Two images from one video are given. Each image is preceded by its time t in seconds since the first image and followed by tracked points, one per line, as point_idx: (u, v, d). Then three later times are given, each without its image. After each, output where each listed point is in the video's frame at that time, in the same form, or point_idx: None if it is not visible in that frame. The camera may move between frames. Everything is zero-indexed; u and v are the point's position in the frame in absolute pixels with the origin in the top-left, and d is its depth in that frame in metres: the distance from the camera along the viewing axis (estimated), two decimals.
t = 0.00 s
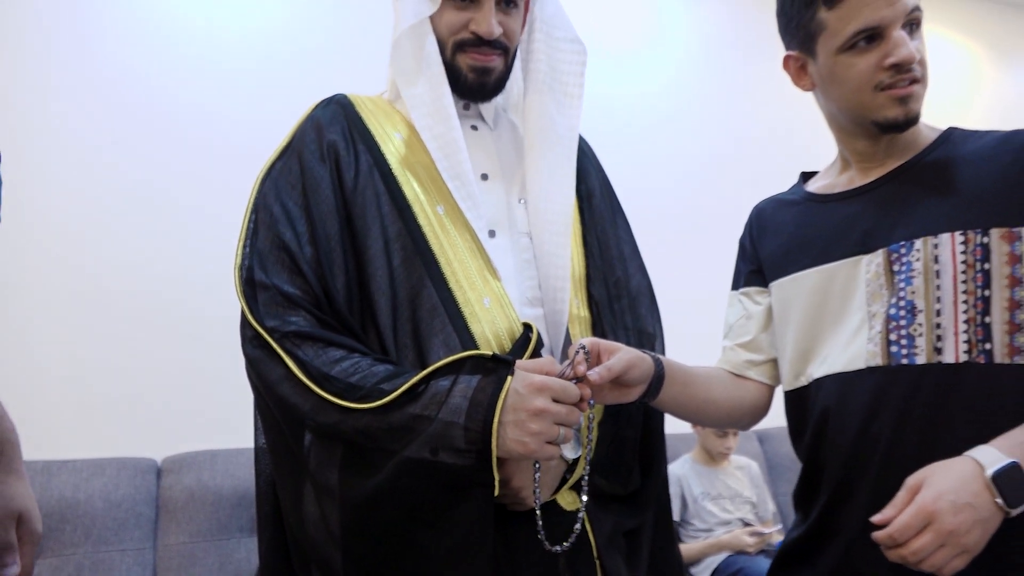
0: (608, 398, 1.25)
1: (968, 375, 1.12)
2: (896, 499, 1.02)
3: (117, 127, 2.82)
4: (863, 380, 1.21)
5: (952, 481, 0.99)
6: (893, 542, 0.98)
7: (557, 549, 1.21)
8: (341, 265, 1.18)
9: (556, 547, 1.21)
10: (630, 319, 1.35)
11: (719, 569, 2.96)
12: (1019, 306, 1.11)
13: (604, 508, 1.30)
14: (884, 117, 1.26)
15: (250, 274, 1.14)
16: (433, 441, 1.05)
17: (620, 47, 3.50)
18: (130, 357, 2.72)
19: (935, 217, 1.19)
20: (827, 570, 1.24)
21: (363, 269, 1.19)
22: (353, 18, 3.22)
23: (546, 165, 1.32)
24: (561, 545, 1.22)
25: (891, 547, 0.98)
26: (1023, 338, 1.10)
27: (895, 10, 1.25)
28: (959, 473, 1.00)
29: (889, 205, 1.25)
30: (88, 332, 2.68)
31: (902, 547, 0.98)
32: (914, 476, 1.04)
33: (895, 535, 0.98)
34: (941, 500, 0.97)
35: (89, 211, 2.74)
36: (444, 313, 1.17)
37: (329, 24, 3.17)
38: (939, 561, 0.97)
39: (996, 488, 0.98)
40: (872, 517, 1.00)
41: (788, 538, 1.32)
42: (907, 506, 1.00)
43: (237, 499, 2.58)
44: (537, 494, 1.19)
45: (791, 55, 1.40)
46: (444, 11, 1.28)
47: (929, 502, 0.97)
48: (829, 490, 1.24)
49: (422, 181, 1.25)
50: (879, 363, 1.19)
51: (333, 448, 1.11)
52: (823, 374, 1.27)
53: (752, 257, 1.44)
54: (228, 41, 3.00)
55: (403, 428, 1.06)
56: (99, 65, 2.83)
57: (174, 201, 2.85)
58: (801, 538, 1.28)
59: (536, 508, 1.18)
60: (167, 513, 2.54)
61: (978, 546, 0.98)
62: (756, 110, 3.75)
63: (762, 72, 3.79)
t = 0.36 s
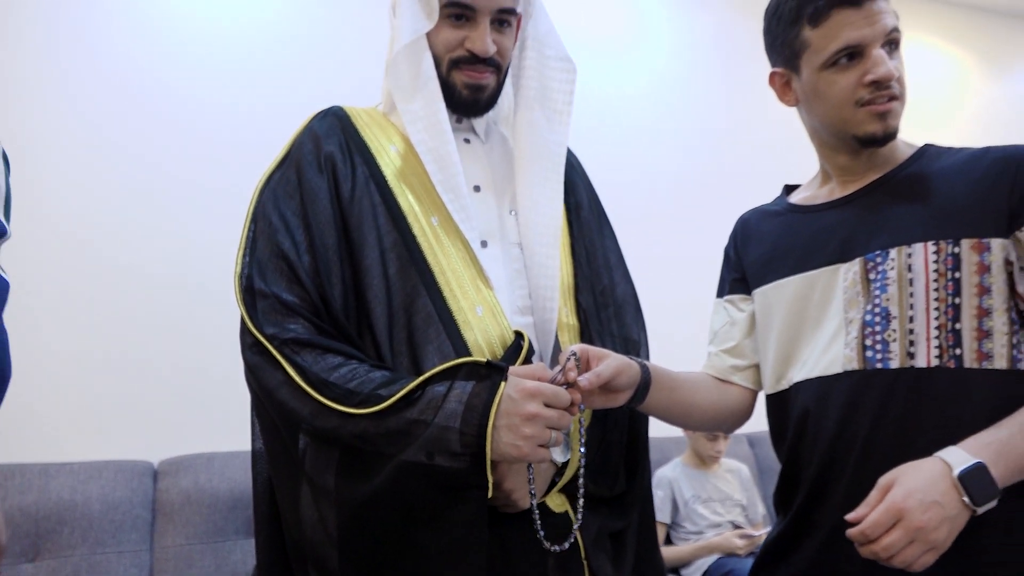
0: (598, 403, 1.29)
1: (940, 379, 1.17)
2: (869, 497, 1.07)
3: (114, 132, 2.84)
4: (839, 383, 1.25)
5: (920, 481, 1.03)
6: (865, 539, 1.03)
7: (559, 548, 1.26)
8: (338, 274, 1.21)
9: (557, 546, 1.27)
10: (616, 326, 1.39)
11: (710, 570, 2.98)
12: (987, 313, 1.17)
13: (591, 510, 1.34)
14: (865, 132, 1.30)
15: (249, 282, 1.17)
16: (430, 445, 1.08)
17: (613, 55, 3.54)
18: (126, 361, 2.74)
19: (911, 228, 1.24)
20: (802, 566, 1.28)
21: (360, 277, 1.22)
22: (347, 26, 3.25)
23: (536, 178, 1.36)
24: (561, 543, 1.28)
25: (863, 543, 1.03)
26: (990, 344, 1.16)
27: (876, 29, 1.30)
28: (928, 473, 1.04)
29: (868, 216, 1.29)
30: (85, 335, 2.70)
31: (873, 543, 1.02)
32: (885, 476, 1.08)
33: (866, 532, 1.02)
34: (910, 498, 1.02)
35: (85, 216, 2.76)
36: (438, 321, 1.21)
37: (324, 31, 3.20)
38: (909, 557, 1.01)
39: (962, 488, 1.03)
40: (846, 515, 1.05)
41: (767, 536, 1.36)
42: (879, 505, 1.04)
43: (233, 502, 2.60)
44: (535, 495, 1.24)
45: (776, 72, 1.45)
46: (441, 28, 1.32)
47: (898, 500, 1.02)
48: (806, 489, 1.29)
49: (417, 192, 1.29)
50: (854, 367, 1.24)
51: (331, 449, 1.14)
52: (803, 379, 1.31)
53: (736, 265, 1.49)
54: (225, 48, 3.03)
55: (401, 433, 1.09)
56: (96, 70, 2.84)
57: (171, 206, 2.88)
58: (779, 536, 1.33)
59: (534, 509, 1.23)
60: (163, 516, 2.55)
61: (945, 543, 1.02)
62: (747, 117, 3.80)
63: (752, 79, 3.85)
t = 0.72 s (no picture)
0: (594, 417, 1.31)
1: (924, 392, 1.20)
2: (859, 510, 1.09)
3: (113, 147, 2.85)
4: (827, 395, 1.28)
5: (908, 493, 1.06)
6: (855, 551, 1.06)
7: (553, 557, 1.28)
8: (337, 293, 1.24)
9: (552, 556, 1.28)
10: (608, 343, 1.42)
11: None
12: (968, 327, 1.21)
13: (585, 523, 1.36)
14: (851, 152, 1.34)
15: (251, 301, 1.20)
16: (429, 459, 1.11)
17: (606, 71, 3.57)
18: (126, 375, 2.76)
19: (896, 245, 1.27)
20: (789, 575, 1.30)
21: (359, 296, 1.25)
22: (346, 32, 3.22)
23: (529, 199, 1.40)
24: (557, 553, 1.29)
25: (853, 555, 1.06)
26: (971, 357, 1.20)
27: (861, 54, 1.34)
28: (915, 486, 1.07)
29: (854, 233, 1.32)
30: (86, 349, 2.72)
31: (863, 555, 1.05)
32: (875, 488, 1.11)
33: (855, 543, 1.05)
34: (899, 511, 1.04)
35: (85, 230, 2.77)
36: (436, 338, 1.24)
37: (322, 40, 3.18)
38: (898, 568, 1.04)
39: (949, 501, 1.05)
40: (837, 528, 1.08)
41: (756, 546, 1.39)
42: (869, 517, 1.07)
43: (232, 515, 2.62)
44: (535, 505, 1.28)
45: (765, 94, 1.48)
46: (438, 54, 1.35)
47: (888, 512, 1.04)
48: (793, 500, 1.31)
49: (415, 212, 1.32)
50: (841, 380, 1.27)
51: (331, 463, 1.17)
52: (791, 392, 1.34)
53: (727, 281, 1.51)
54: (224, 60, 3.02)
55: (401, 447, 1.11)
56: (96, 87, 2.86)
57: (170, 218, 2.88)
58: (767, 545, 1.35)
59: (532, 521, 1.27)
60: (162, 530, 2.57)
61: (933, 554, 1.05)
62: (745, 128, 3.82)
63: (750, 90, 3.87)
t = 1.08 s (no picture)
0: (585, 430, 1.33)
1: (908, 404, 1.23)
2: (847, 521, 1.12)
3: (112, 158, 2.87)
4: (813, 406, 1.30)
5: (893, 505, 1.08)
6: (841, 560, 1.09)
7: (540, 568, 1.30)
8: (333, 307, 1.26)
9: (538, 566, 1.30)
10: (600, 357, 1.44)
11: None
12: (951, 340, 1.23)
13: (576, 535, 1.38)
14: (837, 170, 1.36)
15: (248, 316, 1.22)
16: (422, 471, 1.13)
17: (600, 85, 3.62)
18: (123, 385, 2.78)
19: (880, 260, 1.30)
20: None
21: (354, 311, 1.27)
22: (343, 44, 3.27)
23: (522, 215, 1.42)
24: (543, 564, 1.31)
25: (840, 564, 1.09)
26: (953, 369, 1.22)
27: (847, 73, 1.37)
28: (900, 497, 1.09)
29: (840, 248, 1.35)
30: (83, 358, 2.74)
31: (848, 564, 1.08)
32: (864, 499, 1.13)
33: (843, 553, 1.08)
34: (883, 522, 1.07)
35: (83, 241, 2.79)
36: (429, 352, 1.26)
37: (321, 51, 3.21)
38: None
39: (933, 512, 1.07)
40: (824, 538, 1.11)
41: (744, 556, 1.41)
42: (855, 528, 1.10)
43: (228, 524, 2.62)
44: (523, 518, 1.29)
45: (757, 113, 1.51)
46: (434, 76, 1.38)
47: (872, 524, 1.07)
48: (780, 510, 1.33)
49: (410, 228, 1.35)
50: (827, 391, 1.29)
51: (326, 474, 1.19)
52: (780, 403, 1.36)
53: (718, 294, 1.54)
54: (222, 70, 3.05)
55: (394, 459, 1.13)
56: (96, 98, 2.89)
57: (168, 228, 2.90)
58: (754, 555, 1.37)
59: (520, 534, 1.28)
60: (158, 539, 2.57)
61: (918, 564, 1.07)
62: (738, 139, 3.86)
63: (743, 102, 3.91)
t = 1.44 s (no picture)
0: (577, 438, 1.34)
1: (894, 411, 1.25)
2: (835, 527, 1.14)
3: (109, 168, 2.89)
4: (800, 413, 1.33)
5: (879, 512, 1.10)
6: (829, 566, 1.11)
7: None
8: (328, 318, 1.28)
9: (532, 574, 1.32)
10: (591, 367, 1.46)
11: None
12: (936, 348, 1.25)
13: (569, 543, 1.40)
14: (826, 183, 1.39)
15: (245, 328, 1.24)
16: (416, 479, 1.15)
17: (595, 96, 3.65)
18: (119, 393, 2.78)
19: (867, 270, 1.32)
20: None
21: (348, 321, 1.29)
22: (341, 51, 3.26)
23: (515, 227, 1.44)
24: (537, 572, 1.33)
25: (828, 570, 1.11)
26: (939, 377, 1.24)
27: (837, 88, 1.39)
28: (885, 503, 1.11)
29: (828, 259, 1.37)
30: (79, 368, 2.75)
31: (836, 569, 1.10)
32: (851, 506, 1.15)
33: (830, 560, 1.10)
34: (869, 528, 1.08)
35: (80, 250, 2.81)
36: (423, 362, 1.28)
37: (318, 61, 3.22)
38: None
39: (918, 517, 1.09)
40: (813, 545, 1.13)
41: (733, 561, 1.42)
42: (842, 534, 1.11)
43: (222, 533, 2.62)
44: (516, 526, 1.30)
45: (749, 126, 1.54)
46: (429, 91, 1.41)
47: (859, 530, 1.08)
48: (767, 516, 1.35)
49: (404, 241, 1.36)
50: (815, 398, 1.31)
51: (321, 483, 1.21)
52: (769, 411, 1.38)
53: (709, 302, 1.56)
54: (219, 79, 3.07)
55: (388, 468, 1.15)
56: (93, 108, 2.90)
57: (164, 238, 2.92)
58: (743, 560, 1.39)
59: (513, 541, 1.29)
60: (152, 548, 2.58)
61: (904, 569, 1.08)
62: (731, 148, 3.89)
63: (736, 112, 3.95)
